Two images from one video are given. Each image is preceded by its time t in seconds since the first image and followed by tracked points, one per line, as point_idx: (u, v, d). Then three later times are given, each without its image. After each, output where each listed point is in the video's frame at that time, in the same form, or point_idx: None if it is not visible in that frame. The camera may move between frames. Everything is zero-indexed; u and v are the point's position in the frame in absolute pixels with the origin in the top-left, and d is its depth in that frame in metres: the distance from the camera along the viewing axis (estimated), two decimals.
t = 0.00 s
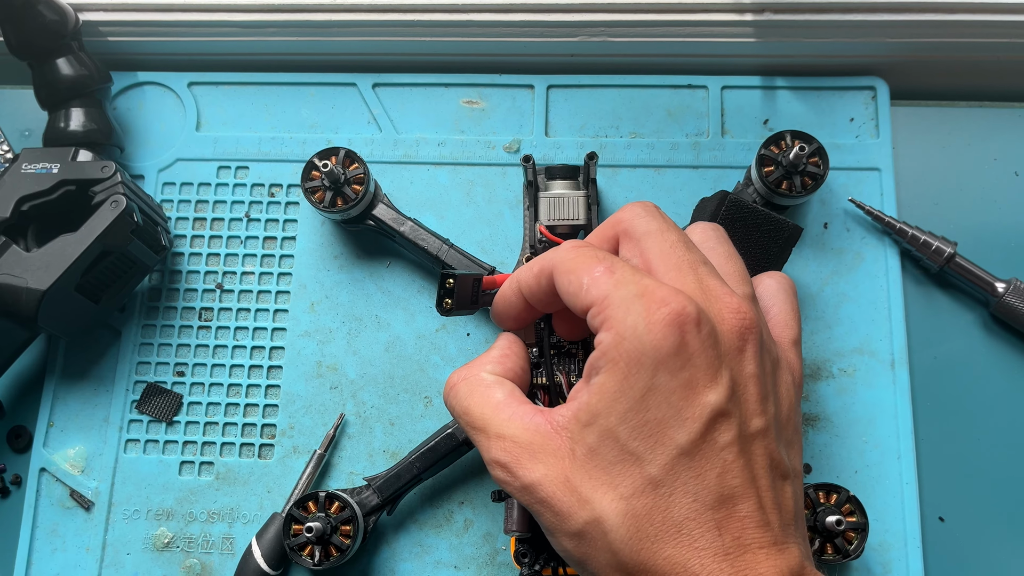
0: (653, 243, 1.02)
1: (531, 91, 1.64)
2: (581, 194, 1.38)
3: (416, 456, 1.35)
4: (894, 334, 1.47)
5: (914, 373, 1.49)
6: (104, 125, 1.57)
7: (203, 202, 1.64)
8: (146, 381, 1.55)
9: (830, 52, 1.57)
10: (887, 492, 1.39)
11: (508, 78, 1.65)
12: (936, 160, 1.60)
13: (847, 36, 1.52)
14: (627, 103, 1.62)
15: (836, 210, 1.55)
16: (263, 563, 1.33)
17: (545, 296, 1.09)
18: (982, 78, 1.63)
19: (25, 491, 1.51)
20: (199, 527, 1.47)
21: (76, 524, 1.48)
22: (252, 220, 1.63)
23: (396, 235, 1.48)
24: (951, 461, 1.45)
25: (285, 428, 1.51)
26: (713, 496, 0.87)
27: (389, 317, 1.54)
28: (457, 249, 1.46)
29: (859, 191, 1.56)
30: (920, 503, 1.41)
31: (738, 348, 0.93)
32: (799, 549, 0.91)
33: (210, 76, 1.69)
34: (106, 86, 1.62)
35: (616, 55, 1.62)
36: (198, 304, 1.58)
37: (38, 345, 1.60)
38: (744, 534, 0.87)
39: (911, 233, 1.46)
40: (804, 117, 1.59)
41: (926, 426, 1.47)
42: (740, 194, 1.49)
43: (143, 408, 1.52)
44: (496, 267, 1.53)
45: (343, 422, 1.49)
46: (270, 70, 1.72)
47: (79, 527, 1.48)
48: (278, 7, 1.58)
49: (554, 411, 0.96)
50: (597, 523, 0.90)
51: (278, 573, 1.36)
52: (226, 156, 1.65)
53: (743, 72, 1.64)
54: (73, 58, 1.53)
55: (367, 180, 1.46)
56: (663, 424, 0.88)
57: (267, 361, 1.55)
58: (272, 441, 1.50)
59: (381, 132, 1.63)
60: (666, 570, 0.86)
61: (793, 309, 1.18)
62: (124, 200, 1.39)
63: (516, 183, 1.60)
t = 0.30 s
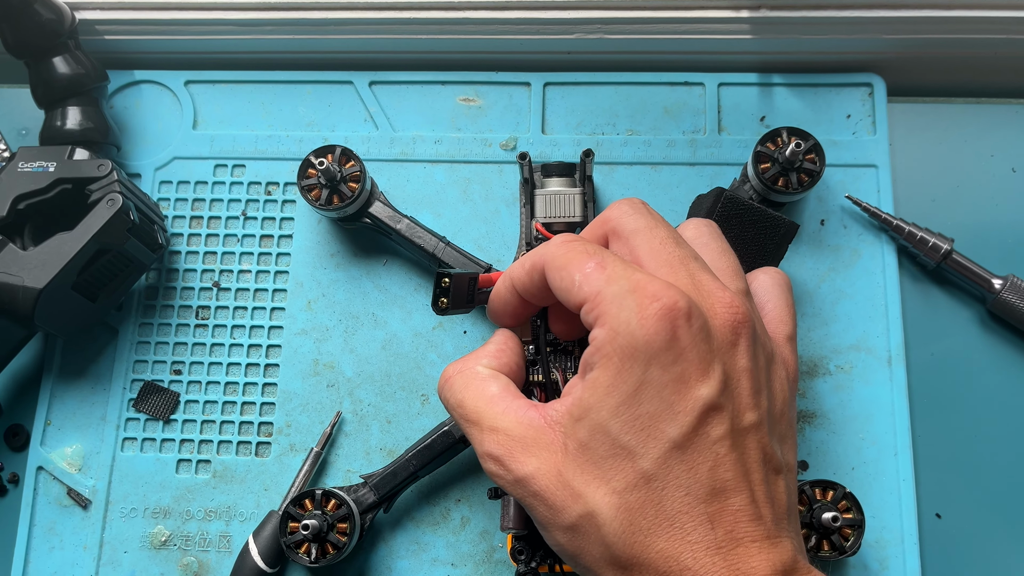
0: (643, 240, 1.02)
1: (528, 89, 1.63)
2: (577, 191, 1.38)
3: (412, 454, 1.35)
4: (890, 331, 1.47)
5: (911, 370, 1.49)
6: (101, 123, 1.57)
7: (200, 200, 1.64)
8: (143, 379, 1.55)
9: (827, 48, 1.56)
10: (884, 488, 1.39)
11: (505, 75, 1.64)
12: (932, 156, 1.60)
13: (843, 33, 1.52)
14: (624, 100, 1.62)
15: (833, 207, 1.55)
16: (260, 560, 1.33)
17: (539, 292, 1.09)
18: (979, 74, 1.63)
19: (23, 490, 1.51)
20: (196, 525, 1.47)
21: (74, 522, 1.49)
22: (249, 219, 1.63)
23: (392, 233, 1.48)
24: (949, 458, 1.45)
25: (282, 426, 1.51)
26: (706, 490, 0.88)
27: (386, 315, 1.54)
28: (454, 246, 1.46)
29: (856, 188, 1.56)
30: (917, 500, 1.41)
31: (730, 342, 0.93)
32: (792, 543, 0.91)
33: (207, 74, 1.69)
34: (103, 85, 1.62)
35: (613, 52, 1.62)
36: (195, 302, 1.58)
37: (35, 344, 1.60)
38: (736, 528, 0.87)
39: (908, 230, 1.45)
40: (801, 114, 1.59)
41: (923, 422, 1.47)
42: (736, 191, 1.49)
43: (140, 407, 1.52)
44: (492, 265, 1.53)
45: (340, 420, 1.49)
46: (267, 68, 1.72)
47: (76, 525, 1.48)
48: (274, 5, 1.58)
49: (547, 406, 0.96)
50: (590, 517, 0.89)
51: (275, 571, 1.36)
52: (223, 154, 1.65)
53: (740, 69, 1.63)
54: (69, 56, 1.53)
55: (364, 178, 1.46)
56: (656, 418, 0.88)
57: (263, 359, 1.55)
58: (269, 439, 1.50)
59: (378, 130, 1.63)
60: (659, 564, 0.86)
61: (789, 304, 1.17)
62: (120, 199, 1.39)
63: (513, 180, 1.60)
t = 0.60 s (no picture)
0: (639, 237, 1.02)
1: (524, 86, 1.63)
2: (572, 187, 1.38)
3: (408, 451, 1.35)
4: (887, 327, 1.46)
5: (907, 366, 1.49)
6: (97, 121, 1.57)
7: (197, 198, 1.64)
8: (140, 377, 1.55)
9: (823, 45, 1.56)
10: (881, 484, 1.39)
11: (501, 72, 1.64)
12: (929, 152, 1.60)
13: (839, 29, 1.52)
14: (620, 97, 1.61)
15: (829, 203, 1.54)
16: (256, 558, 1.33)
17: (536, 288, 1.09)
18: (975, 70, 1.63)
19: (20, 488, 1.51)
20: (193, 522, 1.47)
21: (71, 520, 1.49)
22: (245, 217, 1.63)
23: (388, 230, 1.48)
24: (945, 453, 1.45)
25: (279, 423, 1.51)
26: (701, 486, 0.87)
27: (382, 312, 1.54)
28: (450, 243, 1.46)
29: (853, 184, 1.55)
30: (913, 496, 1.40)
31: (726, 339, 0.93)
32: (786, 539, 0.91)
33: (203, 72, 1.69)
34: (99, 83, 1.62)
35: (609, 49, 1.61)
36: (192, 299, 1.58)
37: (32, 342, 1.60)
38: (731, 523, 0.87)
39: (904, 226, 1.45)
40: (798, 110, 1.59)
41: (920, 418, 1.46)
42: (733, 187, 1.49)
43: (137, 405, 1.52)
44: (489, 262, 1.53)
45: (336, 418, 1.49)
46: (263, 65, 1.72)
47: (73, 523, 1.48)
48: (270, 3, 1.58)
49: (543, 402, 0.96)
50: (586, 513, 0.89)
51: (271, 568, 1.36)
52: (219, 152, 1.65)
53: (736, 65, 1.63)
54: (65, 54, 1.53)
55: (359, 175, 1.46)
56: (652, 413, 0.88)
57: (260, 357, 1.55)
58: (266, 437, 1.50)
59: (374, 127, 1.63)
60: (654, 559, 0.86)
61: (785, 301, 1.17)
62: (116, 196, 1.39)
63: (509, 178, 1.60)
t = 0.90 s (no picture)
0: (640, 239, 1.02)
1: (523, 86, 1.63)
2: (571, 187, 1.38)
3: (408, 451, 1.36)
4: (885, 327, 1.47)
5: (906, 365, 1.49)
6: (97, 123, 1.57)
7: (197, 199, 1.64)
8: (140, 378, 1.56)
9: (821, 44, 1.56)
10: (880, 483, 1.39)
11: (500, 73, 1.64)
12: (928, 152, 1.60)
13: (838, 29, 1.52)
14: (619, 97, 1.62)
15: (828, 202, 1.54)
16: (256, 558, 1.33)
17: (535, 290, 1.09)
18: (974, 69, 1.63)
19: (21, 489, 1.51)
20: (193, 523, 1.47)
21: (71, 520, 1.49)
22: (244, 217, 1.63)
23: (388, 230, 1.49)
24: (944, 453, 1.45)
25: (279, 424, 1.51)
26: (699, 489, 0.88)
27: (382, 313, 1.55)
28: (449, 244, 1.46)
29: (852, 183, 1.55)
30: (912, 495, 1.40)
31: (725, 343, 0.93)
32: (782, 542, 0.91)
33: (203, 73, 1.70)
34: (98, 84, 1.62)
35: (607, 49, 1.62)
36: (192, 300, 1.59)
37: (32, 343, 1.60)
38: (728, 526, 0.87)
39: (903, 226, 1.45)
40: (796, 110, 1.59)
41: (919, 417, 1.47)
42: (731, 187, 1.49)
43: (137, 406, 1.53)
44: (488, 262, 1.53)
45: (336, 418, 1.49)
46: (262, 66, 1.72)
47: (74, 524, 1.49)
48: (269, 4, 1.58)
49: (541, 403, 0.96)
50: (584, 514, 0.90)
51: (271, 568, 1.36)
52: (219, 153, 1.66)
53: (735, 65, 1.63)
54: (65, 56, 1.54)
55: (359, 176, 1.46)
56: (651, 417, 0.88)
57: (260, 357, 1.55)
58: (266, 437, 1.51)
59: (373, 128, 1.64)
60: (651, 560, 0.87)
61: (784, 302, 1.18)
62: (116, 198, 1.38)
63: (508, 178, 1.60)
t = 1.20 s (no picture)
0: (634, 242, 1.02)
1: (521, 88, 1.64)
2: (568, 190, 1.38)
3: (406, 453, 1.36)
4: (883, 328, 1.47)
5: (904, 367, 1.49)
6: (96, 126, 1.57)
7: (195, 202, 1.64)
8: (139, 380, 1.56)
9: (819, 46, 1.56)
10: (878, 485, 1.39)
11: (498, 75, 1.64)
12: (926, 153, 1.60)
13: (835, 31, 1.52)
14: (617, 99, 1.62)
15: (826, 204, 1.55)
16: (255, 560, 1.34)
17: (531, 291, 1.09)
18: (972, 71, 1.63)
19: (20, 491, 1.52)
20: (192, 525, 1.47)
21: (70, 523, 1.49)
22: (243, 220, 1.63)
23: (386, 233, 1.49)
24: (942, 454, 1.45)
25: (278, 426, 1.51)
26: (693, 491, 0.88)
27: (380, 315, 1.55)
28: (447, 246, 1.47)
29: (849, 185, 1.56)
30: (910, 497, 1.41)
31: (718, 345, 0.93)
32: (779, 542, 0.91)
33: (201, 76, 1.70)
34: (96, 87, 1.62)
35: (605, 51, 1.62)
36: (191, 303, 1.59)
37: (32, 345, 1.61)
38: (724, 528, 0.87)
39: (901, 228, 1.45)
40: (794, 112, 1.59)
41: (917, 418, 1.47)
42: (729, 190, 1.49)
43: (136, 408, 1.53)
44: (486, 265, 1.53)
45: (334, 420, 1.50)
46: (261, 69, 1.72)
47: (73, 526, 1.49)
48: (268, 7, 1.59)
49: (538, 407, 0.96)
50: (579, 517, 0.90)
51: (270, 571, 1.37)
52: (217, 155, 1.66)
53: (733, 67, 1.63)
54: (63, 59, 1.54)
55: (357, 179, 1.46)
56: (644, 420, 0.88)
57: (259, 360, 1.55)
58: (265, 440, 1.51)
59: (371, 131, 1.64)
60: (646, 563, 0.87)
61: (781, 303, 1.18)
62: (114, 200, 1.39)
63: (506, 180, 1.60)
